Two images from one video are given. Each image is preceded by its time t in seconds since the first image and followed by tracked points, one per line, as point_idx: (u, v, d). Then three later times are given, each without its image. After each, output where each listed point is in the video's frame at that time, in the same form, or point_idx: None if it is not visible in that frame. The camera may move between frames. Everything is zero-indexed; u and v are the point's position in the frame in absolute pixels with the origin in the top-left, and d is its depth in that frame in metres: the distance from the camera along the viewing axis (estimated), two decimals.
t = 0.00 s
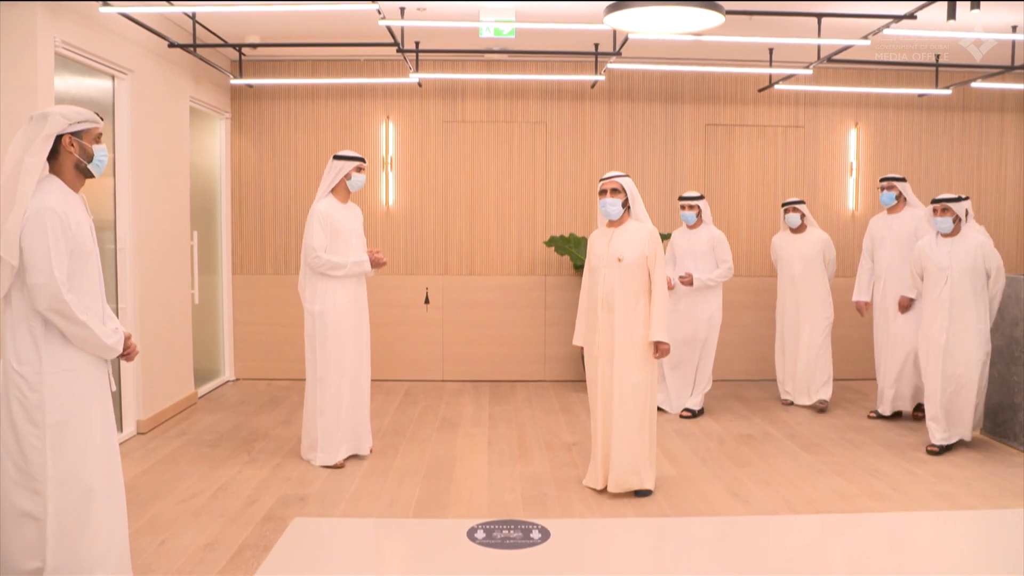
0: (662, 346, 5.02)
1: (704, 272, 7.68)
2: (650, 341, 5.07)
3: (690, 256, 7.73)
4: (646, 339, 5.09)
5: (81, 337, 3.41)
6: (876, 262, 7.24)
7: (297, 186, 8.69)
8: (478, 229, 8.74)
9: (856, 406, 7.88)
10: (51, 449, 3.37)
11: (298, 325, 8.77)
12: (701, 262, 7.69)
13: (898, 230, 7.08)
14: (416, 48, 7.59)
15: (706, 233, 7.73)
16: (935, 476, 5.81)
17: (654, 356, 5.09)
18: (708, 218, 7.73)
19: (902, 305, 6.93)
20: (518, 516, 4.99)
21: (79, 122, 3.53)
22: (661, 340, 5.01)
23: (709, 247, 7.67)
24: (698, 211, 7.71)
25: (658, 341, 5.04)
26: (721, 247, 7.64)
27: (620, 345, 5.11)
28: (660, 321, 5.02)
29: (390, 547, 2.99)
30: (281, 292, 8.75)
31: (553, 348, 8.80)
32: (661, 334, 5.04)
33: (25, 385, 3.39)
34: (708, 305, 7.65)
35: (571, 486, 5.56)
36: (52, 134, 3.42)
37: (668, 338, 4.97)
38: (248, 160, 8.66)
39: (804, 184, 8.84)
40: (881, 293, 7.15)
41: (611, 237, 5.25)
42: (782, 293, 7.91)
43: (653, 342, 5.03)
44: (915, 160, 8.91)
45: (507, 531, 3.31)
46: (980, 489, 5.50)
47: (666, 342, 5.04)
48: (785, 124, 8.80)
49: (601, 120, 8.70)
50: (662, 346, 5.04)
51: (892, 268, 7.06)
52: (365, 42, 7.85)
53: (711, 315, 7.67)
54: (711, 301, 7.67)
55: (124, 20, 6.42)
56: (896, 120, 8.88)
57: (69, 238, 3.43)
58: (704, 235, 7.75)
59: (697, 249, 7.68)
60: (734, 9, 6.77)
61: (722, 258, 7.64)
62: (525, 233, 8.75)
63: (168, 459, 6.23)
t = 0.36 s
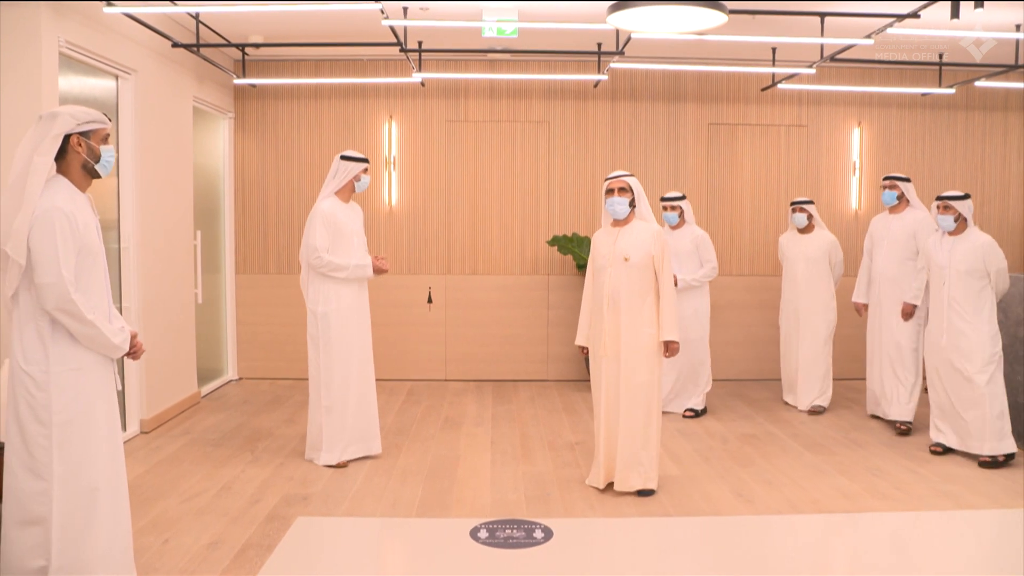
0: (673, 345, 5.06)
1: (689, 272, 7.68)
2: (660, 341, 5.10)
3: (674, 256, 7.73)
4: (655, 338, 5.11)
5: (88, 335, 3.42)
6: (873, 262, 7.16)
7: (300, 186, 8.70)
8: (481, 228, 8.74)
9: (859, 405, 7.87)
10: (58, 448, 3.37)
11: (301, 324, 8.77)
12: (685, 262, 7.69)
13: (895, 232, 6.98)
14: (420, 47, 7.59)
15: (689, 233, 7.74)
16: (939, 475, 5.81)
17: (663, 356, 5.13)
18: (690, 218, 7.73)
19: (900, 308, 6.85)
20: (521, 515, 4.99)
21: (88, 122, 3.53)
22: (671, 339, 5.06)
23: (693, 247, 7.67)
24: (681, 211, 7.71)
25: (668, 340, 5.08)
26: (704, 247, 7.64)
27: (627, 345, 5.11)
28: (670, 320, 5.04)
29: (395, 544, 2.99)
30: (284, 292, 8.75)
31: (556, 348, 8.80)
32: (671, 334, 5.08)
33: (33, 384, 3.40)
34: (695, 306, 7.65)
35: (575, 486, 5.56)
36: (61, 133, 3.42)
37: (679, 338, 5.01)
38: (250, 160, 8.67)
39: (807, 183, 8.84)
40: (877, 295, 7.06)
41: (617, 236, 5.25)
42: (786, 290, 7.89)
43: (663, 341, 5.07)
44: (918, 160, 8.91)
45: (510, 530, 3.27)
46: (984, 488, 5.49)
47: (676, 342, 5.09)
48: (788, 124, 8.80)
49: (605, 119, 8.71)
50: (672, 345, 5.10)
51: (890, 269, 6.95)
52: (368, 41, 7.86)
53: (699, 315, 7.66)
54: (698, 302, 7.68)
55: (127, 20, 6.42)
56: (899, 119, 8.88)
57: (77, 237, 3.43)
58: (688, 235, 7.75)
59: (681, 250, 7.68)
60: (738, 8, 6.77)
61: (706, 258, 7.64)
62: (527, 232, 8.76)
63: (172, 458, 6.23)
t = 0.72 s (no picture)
0: (675, 346, 5.06)
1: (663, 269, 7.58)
2: (663, 342, 5.10)
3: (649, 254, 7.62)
4: (659, 338, 5.11)
5: (93, 335, 3.43)
6: (880, 261, 7.05)
7: (304, 187, 8.70)
8: (485, 228, 8.75)
9: (863, 404, 7.87)
10: (64, 447, 3.38)
11: (305, 324, 8.78)
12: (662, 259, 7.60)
13: (901, 231, 6.84)
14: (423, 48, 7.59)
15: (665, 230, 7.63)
16: (943, 474, 5.80)
17: (666, 356, 5.12)
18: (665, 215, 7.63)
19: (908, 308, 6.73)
20: (525, 515, 5.00)
21: (99, 124, 3.54)
22: (672, 339, 5.05)
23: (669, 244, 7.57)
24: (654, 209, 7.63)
25: (671, 341, 5.07)
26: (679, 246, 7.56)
27: (631, 346, 5.12)
28: (673, 321, 5.04)
29: (399, 541, 2.99)
30: (288, 292, 8.76)
31: (559, 348, 8.80)
32: (674, 335, 5.07)
33: (39, 384, 3.40)
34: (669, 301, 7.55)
35: (579, 486, 5.56)
36: (73, 136, 3.43)
37: (681, 338, 5.01)
38: (254, 160, 8.68)
39: (810, 183, 8.84)
40: (883, 293, 6.93)
41: (623, 236, 5.25)
42: (797, 288, 7.85)
43: (666, 342, 5.07)
44: (922, 159, 8.90)
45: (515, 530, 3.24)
46: (989, 488, 5.48)
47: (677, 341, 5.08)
48: (791, 123, 8.80)
49: (608, 119, 8.71)
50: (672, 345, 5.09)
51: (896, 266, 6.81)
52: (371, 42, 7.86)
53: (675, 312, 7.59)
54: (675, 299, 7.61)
55: (131, 21, 6.43)
56: (903, 118, 8.87)
57: (83, 238, 3.44)
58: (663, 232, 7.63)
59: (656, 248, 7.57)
60: (741, 7, 6.76)
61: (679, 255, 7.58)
62: (531, 232, 8.76)
63: (176, 458, 6.24)
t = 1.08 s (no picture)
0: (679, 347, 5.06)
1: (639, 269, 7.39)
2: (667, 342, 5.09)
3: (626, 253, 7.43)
4: (663, 339, 5.11)
5: (98, 335, 3.43)
6: (883, 262, 6.96)
7: (307, 187, 8.71)
8: (487, 227, 8.75)
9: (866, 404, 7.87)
10: (70, 448, 3.38)
11: (308, 324, 8.79)
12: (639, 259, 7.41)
13: (905, 232, 6.77)
14: (426, 47, 7.60)
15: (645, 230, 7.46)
16: (945, 474, 5.80)
17: (670, 357, 5.12)
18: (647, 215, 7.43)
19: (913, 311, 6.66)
20: (528, 514, 5.00)
21: (102, 124, 3.55)
22: (678, 340, 5.05)
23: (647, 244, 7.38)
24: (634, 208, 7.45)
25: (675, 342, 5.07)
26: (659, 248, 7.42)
27: (635, 346, 5.12)
28: (679, 322, 5.04)
29: (403, 541, 2.99)
30: (291, 292, 8.77)
31: (562, 348, 8.80)
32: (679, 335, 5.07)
33: (43, 385, 3.40)
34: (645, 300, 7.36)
35: (582, 486, 5.56)
36: (75, 135, 3.43)
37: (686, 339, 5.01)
38: (257, 160, 8.69)
39: (813, 182, 8.83)
40: (887, 295, 6.84)
41: (628, 236, 5.25)
42: (798, 288, 7.81)
43: (671, 342, 5.06)
44: (924, 159, 8.90)
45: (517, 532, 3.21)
46: (992, 488, 5.48)
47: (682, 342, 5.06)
48: (794, 123, 8.79)
49: (611, 119, 8.71)
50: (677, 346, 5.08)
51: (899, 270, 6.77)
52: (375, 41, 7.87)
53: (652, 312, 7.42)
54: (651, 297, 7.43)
55: (134, 21, 6.43)
56: (906, 117, 8.87)
57: (88, 238, 3.45)
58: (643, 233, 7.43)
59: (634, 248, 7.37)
60: (744, 7, 6.76)
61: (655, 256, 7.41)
62: (533, 232, 8.76)
63: (179, 458, 6.24)
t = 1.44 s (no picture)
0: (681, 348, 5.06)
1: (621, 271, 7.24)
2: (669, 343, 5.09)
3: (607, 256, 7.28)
4: (665, 340, 5.11)
5: (99, 334, 3.43)
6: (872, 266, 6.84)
7: (308, 187, 8.71)
8: (488, 228, 8.75)
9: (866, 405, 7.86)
10: (71, 448, 3.37)
11: (308, 324, 8.79)
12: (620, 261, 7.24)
13: (898, 234, 6.66)
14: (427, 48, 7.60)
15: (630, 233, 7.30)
16: (945, 475, 5.80)
17: (672, 358, 5.12)
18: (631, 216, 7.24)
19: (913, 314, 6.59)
20: (528, 515, 5.00)
21: (105, 125, 3.55)
22: (680, 342, 5.05)
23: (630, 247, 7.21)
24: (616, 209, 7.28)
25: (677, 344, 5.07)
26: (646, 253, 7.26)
27: (637, 347, 5.12)
28: (681, 323, 5.04)
29: (403, 541, 2.99)
30: (292, 292, 8.77)
31: (562, 348, 8.80)
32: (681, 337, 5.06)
33: (44, 384, 3.40)
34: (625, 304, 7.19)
35: (583, 486, 5.57)
36: (78, 134, 3.44)
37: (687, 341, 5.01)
38: (257, 160, 8.68)
39: (813, 183, 8.83)
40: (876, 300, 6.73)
41: (631, 237, 5.25)
42: (788, 290, 7.80)
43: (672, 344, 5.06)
44: (925, 160, 8.90)
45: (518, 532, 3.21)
46: (991, 489, 5.48)
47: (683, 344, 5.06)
48: (795, 124, 8.79)
49: (612, 120, 8.71)
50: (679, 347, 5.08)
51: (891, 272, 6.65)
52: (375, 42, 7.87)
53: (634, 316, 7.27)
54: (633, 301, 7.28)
55: (135, 21, 6.43)
56: (906, 118, 8.87)
57: (88, 238, 3.45)
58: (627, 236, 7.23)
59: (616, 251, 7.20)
60: (745, 8, 6.76)
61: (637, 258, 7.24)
62: (534, 232, 8.76)
63: (179, 458, 6.24)
